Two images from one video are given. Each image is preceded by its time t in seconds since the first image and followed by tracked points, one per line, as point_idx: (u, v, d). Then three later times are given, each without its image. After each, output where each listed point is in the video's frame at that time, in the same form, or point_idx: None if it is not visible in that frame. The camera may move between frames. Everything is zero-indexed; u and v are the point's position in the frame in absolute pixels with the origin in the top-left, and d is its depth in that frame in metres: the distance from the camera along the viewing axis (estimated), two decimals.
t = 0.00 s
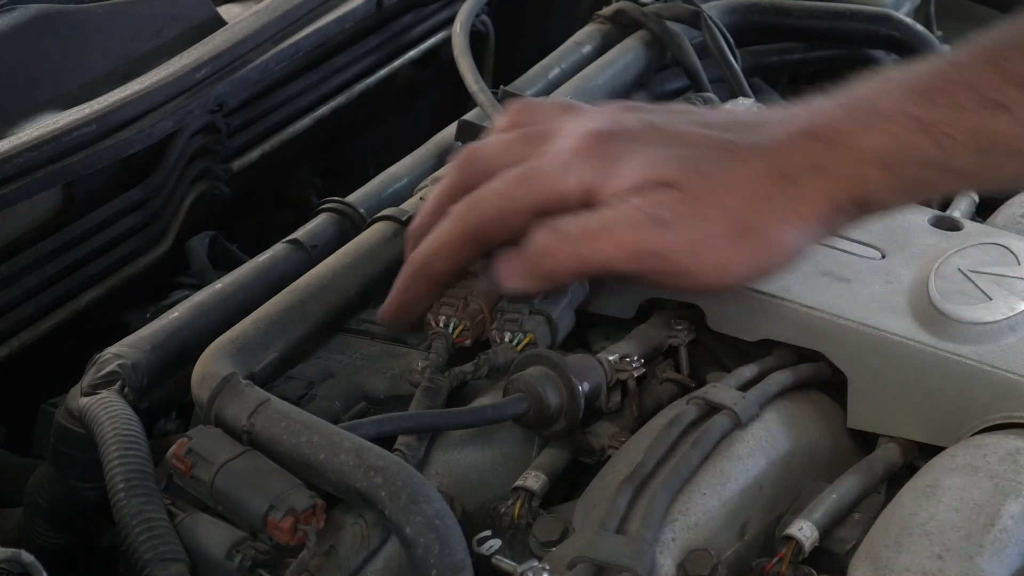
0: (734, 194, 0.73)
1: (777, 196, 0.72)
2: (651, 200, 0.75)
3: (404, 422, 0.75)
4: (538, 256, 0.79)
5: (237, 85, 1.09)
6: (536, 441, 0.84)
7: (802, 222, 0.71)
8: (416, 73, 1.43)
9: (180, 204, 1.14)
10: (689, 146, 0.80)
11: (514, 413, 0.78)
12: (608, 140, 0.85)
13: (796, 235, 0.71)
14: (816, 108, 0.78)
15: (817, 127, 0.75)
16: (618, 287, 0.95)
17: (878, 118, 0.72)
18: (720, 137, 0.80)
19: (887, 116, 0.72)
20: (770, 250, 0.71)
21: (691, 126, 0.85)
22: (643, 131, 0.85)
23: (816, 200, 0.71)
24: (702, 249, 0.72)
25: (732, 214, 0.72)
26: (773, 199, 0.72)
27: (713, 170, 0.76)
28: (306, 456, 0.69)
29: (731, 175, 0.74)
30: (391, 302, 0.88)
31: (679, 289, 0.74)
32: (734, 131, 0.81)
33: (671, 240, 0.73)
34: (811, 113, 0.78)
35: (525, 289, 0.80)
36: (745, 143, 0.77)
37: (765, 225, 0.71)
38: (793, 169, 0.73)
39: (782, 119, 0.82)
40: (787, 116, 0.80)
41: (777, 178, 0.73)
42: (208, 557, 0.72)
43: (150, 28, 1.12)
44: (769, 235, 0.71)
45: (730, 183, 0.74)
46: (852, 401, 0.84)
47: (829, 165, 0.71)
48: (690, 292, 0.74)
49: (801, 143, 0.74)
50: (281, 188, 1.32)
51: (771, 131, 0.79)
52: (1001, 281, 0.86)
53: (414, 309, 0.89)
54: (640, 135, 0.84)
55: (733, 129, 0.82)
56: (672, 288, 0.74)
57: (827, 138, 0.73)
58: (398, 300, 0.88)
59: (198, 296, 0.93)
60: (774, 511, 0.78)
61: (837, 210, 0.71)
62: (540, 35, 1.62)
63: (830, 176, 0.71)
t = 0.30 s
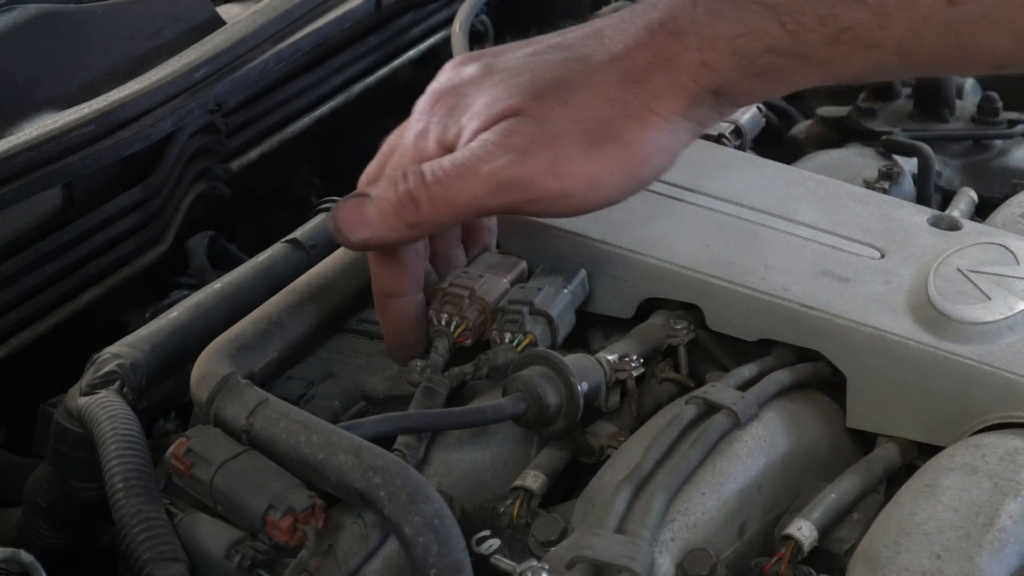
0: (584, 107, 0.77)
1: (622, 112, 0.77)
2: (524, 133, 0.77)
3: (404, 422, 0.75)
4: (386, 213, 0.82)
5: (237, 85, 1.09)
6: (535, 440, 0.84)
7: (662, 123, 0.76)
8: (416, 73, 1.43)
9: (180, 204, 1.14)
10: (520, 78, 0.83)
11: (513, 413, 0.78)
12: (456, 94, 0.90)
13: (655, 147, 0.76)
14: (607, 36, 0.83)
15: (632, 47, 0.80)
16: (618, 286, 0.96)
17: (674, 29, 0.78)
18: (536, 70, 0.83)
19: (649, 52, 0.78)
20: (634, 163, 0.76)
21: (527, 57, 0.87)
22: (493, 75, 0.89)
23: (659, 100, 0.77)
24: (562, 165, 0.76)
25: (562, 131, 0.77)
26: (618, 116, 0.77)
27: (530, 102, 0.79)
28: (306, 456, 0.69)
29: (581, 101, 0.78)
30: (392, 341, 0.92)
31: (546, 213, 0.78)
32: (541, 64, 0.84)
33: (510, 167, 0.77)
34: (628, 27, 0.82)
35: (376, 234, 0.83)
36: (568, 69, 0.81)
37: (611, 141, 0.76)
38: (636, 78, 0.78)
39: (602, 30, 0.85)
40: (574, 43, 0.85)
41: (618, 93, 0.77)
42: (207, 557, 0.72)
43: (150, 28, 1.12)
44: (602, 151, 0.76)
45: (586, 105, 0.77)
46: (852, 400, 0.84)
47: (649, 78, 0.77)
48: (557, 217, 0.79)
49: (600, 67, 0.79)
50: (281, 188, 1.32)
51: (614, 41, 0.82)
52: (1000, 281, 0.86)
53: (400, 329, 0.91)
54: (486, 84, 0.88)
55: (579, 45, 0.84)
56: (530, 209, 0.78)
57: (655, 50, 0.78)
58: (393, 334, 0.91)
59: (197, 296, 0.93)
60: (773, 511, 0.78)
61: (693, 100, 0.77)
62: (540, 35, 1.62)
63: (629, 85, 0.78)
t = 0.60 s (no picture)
0: (542, 135, 0.87)
1: (577, 139, 0.87)
2: (484, 170, 0.87)
3: (405, 421, 0.75)
4: (359, 250, 0.91)
5: (237, 85, 1.09)
6: (535, 440, 0.84)
7: (615, 148, 0.87)
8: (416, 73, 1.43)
9: (179, 204, 1.14)
10: (480, 101, 0.92)
11: (513, 413, 0.78)
12: (418, 109, 0.97)
13: (609, 169, 0.87)
14: (563, 57, 0.91)
15: (585, 73, 0.88)
16: (619, 287, 0.96)
17: (625, 61, 0.86)
18: (496, 91, 0.92)
19: (604, 75, 0.87)
20: (591, 187, 0.87)
21: (486, 74, 0.95)
22: (457, 92, 0.95)
23: (612, 126, 0.87)
24: (521, 203, 0.87)
25: (516, 168, 0.87)
26: (572, 144, 0.87)
27: (490, 129, 0.89)
28: (306, 456, 0.69)
29: (538, 130, 0.88)
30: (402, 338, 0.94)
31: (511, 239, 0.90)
32: (502, 86, 0.92)
33: (472, 201, 0.87)
34: (584, 52, 0.90)
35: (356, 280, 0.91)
36: (526, 93, 0.90)
37: (565, 169, 0.87)
38: (589, 106, 0.87)
39: (561, 47, 0.93)
40: (533, 61, 0.93)
41: (569, 120, 0.87)
42: (207, 557, 0.72)
43: (150, 27, 1.12)
44: (558, 179, 0.87)
45: (541, 134, 0.87)
46: (852, 400, 0.84)
47: (603, 104, 0.87)
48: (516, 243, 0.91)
49: (556, 91, 0.89)
50: (281, 187, 1.32)
51: (571, 59, 0.90)
52: (1000, 281, 0.86)
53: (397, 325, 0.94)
54: (451, 104, 0.95)
55: (538, 65, 0.92)
56: (494, 240, 0.89)
57: (608, 78, 0.87)
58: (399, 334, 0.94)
59: (197, 296, 0.93)
60: (773, 511, 0.78)
61: (647, 122, 0.86)
62: (540, 35, 1.62)
63: (583, 110, 0.87)
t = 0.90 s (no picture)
0: (532, 130, 0.87)
1: (567, 136, 0.87)
2: (471, 164, 0.87)
3: (405, 421, 0.75)
4: (356, 247, 0.91)
5: (237, 85, 1.09)
6: (535, 440, 0.84)
7: (604, 144, 0.86)
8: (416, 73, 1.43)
9: (179, 204, 1.14)
10: (472, 100, 0.92)
11: (513, 413, 0.78)
12: (412, 111, 0.98)
13: (599, 167, 0.87)
14: (557, 60, 0.92)
15: (577, 73, 0.89)
16: (620, 287, 0.96)
17: (616, 61, 0.87)
18: (489, 91, 0.92)
19: (595, 75, 0.88)
20: (579, 185, 0.86)
21: (481, 76, 0.95)
22: (452, 93, 0.96)
23: (603, 125, 0.86)
24: (507, 195, 0.86)
25: (503, 161, 0.86)
26: (561, 140, 0.87)
27: (480, 124, 0.89)
28: (306, 456, 0.69)
29: (528, 127, 0.88)
30: (406, 333, 0.94)
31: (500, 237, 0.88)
32: (495, 86, 0.93)
33: (457, 191, 0.86)
34: (577, 56, 0.90)
35: (359, 278, 0.92)
36: (518, 92, 0.90)
37: (553, 163, 0.86)
38: (579, 106, 0.88)
39: (554, 51, 0.94)
40: (527, 65, 0.93)
41: (558, 118, 0.87)
42: (208, 557, 0.72)
43: (150, 27, 1.12)
44: (547, 175, 0.86)
45: (531, 129, 0.87)
46: (852, 400, 0.84)
47: (593, 102, 0.87)
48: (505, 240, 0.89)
49: (548, 90, 0.89)
50: (281, 188, 1.32)
51: (564, 60, 0.91)
52: (1000, 281, 0.86)
53: (401, 321, 0.94)
54: (445, 104, 0.95)
55: (532, 69, 0.93)
56: (482, 233, 0.88)
57: (599, 78, 0.88)
58: (402, 330, 0.94)
59: (197, 296, 0.93)
60: (773, 511, 0.78)
61: (638, 121, 0.86)
62: (540, 35, 1.62)
63: (574, 108, 0.88)
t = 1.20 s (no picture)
0: (533, 121, 0.87)
1: (567, 127, 0.86)
2: (471, 154, 0.87)
3: (405, 421, 0.75)
4: (359, 239, 0.92)
5: (237, 85, 1.09)
6: (535, 440, 0.84)
7: (604, 136, 0.86)
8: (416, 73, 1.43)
9: (179, 204, 1.14)
10: (474, 92, 0.92)
11: (513, 413, 0.78)
12: (414, 103, 0.98)
13: (599, 159, 0.86)
14: (560, 54, 0.91)
15: (578, 66, 0.89)
16: (619, 287, 0.96)
17: (617, 54, 0.86)
18: (490, 83, 0.92)
19: (595, 67, 0.88)
20: (580, 177, 0.86)
21: (483, 69, 0.95)
22: (454, 85, 0.96)
23: (604, 118, 0.86)
24: (508, 184, 0.86)
25: (504, 151, 0.87)
26: (562, 131, 0.86)
27: (480, 115, 0.89)
28: (306, 456, 0.69)
29: (528, 117, 0.88)
30: (409, 329, 0.94)
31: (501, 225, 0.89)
32: (496, 79, 0.93)
33: (457, 181, 0.87)
34: (579, 49, 0.90)
35: (364, 272, 0.92)
36: (519, 84, 0.90)
37: (553, 154, 0.86)
38: (580, 98, 0.87)
39: (556, 45, 0.94)
40: (529, 59, 0.93)
41: (559, 109, 0.87)
42: (208, 556, 0.72)
43: (150, 27, 1.12)
44: (547, 165, 0.86)
45: (532, 121, 0.87)
46: (852, 400, 0.84)
47: (593, 94, 0.87)
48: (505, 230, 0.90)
49: (549, 82, 0.89)
50: (281, 188, 1.32)
51: (566, 53, 0.91)
52: (1000, 281, 0.86)
53: (402, 317, 0.94)
54: (446, 96, 0.96)
55: (533, 62, 0.93)
56: (482, 223, 0.89)
57: (599, 71, 0.87)
58: (405, 325, 0.94)
59: (197, 296, 0.93)
60: (773, 511, 0.78)
61: (639, 115, 0.86)
62: (540, 35, 1.62)
63: (574, 100, 0.87)
